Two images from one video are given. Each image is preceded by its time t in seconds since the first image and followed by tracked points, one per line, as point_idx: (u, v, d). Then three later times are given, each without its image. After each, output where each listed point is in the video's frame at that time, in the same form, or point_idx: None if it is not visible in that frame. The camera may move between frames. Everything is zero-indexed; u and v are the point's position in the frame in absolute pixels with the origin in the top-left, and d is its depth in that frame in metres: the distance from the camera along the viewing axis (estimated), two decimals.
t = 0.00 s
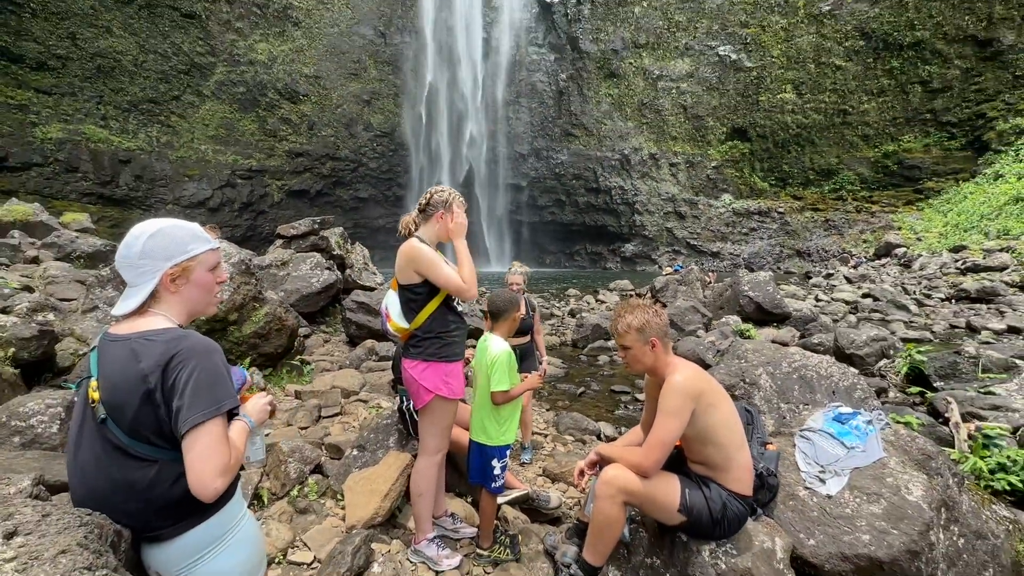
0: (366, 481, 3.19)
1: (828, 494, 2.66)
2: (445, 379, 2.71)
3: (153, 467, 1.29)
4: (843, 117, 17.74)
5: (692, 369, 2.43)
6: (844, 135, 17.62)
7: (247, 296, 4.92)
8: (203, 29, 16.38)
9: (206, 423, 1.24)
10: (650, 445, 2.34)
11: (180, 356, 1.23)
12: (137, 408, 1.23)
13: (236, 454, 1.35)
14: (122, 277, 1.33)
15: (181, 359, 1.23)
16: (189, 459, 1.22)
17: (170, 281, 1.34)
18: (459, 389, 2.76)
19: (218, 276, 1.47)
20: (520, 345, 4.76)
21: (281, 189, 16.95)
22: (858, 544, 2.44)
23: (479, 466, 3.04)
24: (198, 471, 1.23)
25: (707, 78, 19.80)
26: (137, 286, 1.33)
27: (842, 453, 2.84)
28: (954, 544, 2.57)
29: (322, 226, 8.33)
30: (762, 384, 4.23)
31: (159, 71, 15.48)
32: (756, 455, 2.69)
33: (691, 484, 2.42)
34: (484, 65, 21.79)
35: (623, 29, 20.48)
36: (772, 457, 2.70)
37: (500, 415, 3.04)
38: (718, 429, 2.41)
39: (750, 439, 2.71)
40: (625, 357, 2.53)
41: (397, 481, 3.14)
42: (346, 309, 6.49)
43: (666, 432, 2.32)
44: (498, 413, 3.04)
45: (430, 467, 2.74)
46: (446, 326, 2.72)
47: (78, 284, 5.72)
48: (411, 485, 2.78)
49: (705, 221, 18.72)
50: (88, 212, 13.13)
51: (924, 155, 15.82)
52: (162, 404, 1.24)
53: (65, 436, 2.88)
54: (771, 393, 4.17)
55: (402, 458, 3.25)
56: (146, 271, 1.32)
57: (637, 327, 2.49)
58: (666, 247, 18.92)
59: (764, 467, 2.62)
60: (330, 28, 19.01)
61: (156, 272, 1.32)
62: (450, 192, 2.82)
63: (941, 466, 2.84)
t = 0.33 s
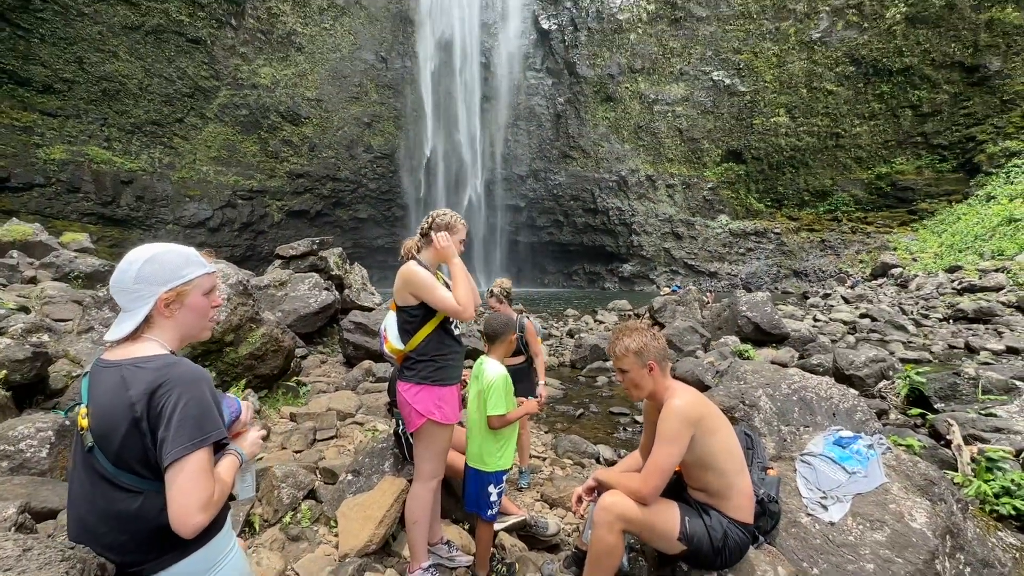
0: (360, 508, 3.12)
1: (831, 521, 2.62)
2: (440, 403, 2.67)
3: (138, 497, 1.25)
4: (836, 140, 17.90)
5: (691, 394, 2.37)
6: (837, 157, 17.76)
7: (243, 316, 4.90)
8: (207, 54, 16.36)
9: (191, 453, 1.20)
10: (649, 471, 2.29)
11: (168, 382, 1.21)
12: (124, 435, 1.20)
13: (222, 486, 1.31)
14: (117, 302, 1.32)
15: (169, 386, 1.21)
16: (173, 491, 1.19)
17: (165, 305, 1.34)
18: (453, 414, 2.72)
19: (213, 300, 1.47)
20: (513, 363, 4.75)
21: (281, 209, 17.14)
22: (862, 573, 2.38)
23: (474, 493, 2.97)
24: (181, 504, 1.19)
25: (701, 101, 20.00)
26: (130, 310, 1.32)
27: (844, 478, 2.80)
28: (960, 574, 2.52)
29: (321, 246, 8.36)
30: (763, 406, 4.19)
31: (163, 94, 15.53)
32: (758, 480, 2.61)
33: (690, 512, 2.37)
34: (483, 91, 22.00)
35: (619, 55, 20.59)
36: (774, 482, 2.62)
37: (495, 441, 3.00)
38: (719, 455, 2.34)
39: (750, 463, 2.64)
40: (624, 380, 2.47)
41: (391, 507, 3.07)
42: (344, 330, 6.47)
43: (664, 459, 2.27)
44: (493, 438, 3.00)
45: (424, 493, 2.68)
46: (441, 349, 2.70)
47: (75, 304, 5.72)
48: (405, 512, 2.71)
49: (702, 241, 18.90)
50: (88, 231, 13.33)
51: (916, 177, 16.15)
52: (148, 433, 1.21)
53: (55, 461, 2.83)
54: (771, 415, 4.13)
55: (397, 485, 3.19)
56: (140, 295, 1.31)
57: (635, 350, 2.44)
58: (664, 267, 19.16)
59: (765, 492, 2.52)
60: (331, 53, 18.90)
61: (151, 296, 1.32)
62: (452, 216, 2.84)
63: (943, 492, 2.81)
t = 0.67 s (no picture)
0: (354, 541, 3.03)
1: (837, 554, 2.54)
2: (439, 434, 2.65)
3: (123, 538, 1.19)
4: (830, 164, 18.14)
5: (693, 425, 2.29)
6: (832, 182, 17.99)
7: (240, 341, 4.87)
8: (212, 81, 16.24)
9: (181, 487, 1.19)
10: (649, 504, 2.24)
11: (158, 416, 1.19)
12: (111, 472, 1.17)
13: (210, 526, 1.28)
14: (110, 334, 1.31)
15: (158, 420, 1.19)
16: (161, 531, 1.17)
17: (159, 337, 1.34)
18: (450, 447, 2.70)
19: (210, 329, 1.47)
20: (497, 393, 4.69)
21: (283, 233, 17.30)
22: None
23: (470, 525, 2.91)
24: (171, 543, 1.17)
25: (697, 127, 20.28)
26: (126, 342, 1.31)
27: (849, 509, 2.73)
28: None
29: (321, 270, 8.39)
30: (765, 432, 4.14)
31: (168, 120, 15.54)
32: (761, 513, 2.46)
33: (693, 547, 2.31)
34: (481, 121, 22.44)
35: (616, 83, 20.66)
36: (777, 514, 2.48)
37: (493, 473, 2.93)
38: (721, 487, 2.25)
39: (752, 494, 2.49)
40: (625, 409, 2.41)
41: (386, 541, 2.98)
42: (342, 354, 6.44)
43: (665, 492, 2.21)
44: (491, 470, 2.93)
45: (419, 528, 2.62)
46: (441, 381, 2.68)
47: (72, 328, 5.71)
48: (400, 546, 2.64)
49: (700, 264, 19.09)
50: (88, 254, 13.45)
51: (910, 202, 16.16)
52: (136, 469, 1.19)
53: (43, 491, 2.77)
54: (773, 441, 4.07)
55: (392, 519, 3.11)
56: (134, 327, 1.31)
57: (635, 379, 2.38)
58: (663, 290, 19.36)
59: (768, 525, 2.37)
60: (336, 80, 18.91)
61: (147, 327, 1.31)
62: (461, 243, 2.82)
63: (952, 524, 2.81)
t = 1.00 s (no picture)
0: None
1: None
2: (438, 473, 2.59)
3: None
4: (826, 190, 18.27)
5: (702, 463, 2.20)
6: (828, 208, 18.14)
7: (238, 371, 4.83)
8: (218, 111, 16.49)
9: (166, 538, 1.16)
10: (656, 545, 2.16)
11: (145, 463, 1.17)
12: (94, 522, 1.15)
13: None
14: (101, 376, 1.30)
15: (144, 467, 1.17)
16: None
17: (150, 378, 1.33)
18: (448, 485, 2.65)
19: (205, 368, 1.48)
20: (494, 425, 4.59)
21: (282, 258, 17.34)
22: None
23: (469, 565, 2.83)
24: None
25: (694, 154, 20.27)
26: (114, 385, 1.30)
27: (859, 549, 2.62)
28: None
29: (321, 297, 8.39)
30: (770, 462, 4.05)
31: (174, 148, 15.71)
32: (769, 553, 2.34)
33: None
34: (481, 153, 22.70)
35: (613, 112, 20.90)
36: (786, 555, 2.34)
37: (493, 510, 2.82)
38: (730, 530, 2.16)
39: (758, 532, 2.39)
40: (631, 442, 2.32)
41: None
42: (340, 382, 6.38)
43: (672, 534, 2.13)
44: (492, 508, 2.82)
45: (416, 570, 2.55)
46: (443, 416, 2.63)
47: (70, 355, 5.68)
48: None
49: (700, 289, 19.08)
50: (89, 280, 13.51)
51: (906, 227, 16.62)
52: (120, 518, 1.16)
53: (30, 529, 2.70)
54: (779, 472, 3.99)
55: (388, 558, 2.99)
56: (125, 368, 1.30)
57: (643, 411, 2.27)
58: (663, 315, 19.26)
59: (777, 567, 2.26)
60: (339, 110, 19.16)
61: (138, 369, 1.31)
62: (471, 279, 2.81)
63: (966, 564, 2.78)
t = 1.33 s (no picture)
0: None
1: None
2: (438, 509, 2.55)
3: None
4: (823, 217, 18.44)
5: (718, 503, 2.13)
6: (826, 234, 18.26)
7: (236, 402, 4.77)
8: (224, 141, 16.75)
9: None
10: None
11: (143, 506, 1.16)
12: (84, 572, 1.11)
13: None
14: (104, 416, 1.29)
15: (143, 509, 1.16)
16: None
17: (160, 417, 1.35)
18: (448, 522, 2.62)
19: (206, 402, 1.51)
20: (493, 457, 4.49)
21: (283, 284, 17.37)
22: None
23: None
24: None
25: (691, 181, 20.44)
26: (125, 426, 1.30)
27: None
28: None
29: (320, 324, 8.36)
30: (778, 494, 3.97)
31: (179, 177, 15.89)
32: None
33: None
34: (478, 191, 22.67)
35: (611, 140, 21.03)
36: None
37: (495, 546, 2.76)
38: None
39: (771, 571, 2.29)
40: (647, 473, 2.25)
41: None
42: (338, 411, 6.31)
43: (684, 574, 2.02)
44: (494, 544, 2.75)
45: None
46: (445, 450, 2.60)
47: (66, 385, 5.62)
48: None
49: (701, 314, 19.09)
50: (89, 307, 13.59)
51: (905, 251, 16.86)
52: (112, 566, 1.13)
53: (16, 569, 2.43)
54: (787, 504, 3.90)
55: None
56: (136, 408, 1.31)
57: (662, 439, 2.23)
58: (664, 341, 19.16)
59: None
60: (341, 139, 19.12)
61: (151, 407, 1.32)
62: (470, 309, 2.78)
63: None
